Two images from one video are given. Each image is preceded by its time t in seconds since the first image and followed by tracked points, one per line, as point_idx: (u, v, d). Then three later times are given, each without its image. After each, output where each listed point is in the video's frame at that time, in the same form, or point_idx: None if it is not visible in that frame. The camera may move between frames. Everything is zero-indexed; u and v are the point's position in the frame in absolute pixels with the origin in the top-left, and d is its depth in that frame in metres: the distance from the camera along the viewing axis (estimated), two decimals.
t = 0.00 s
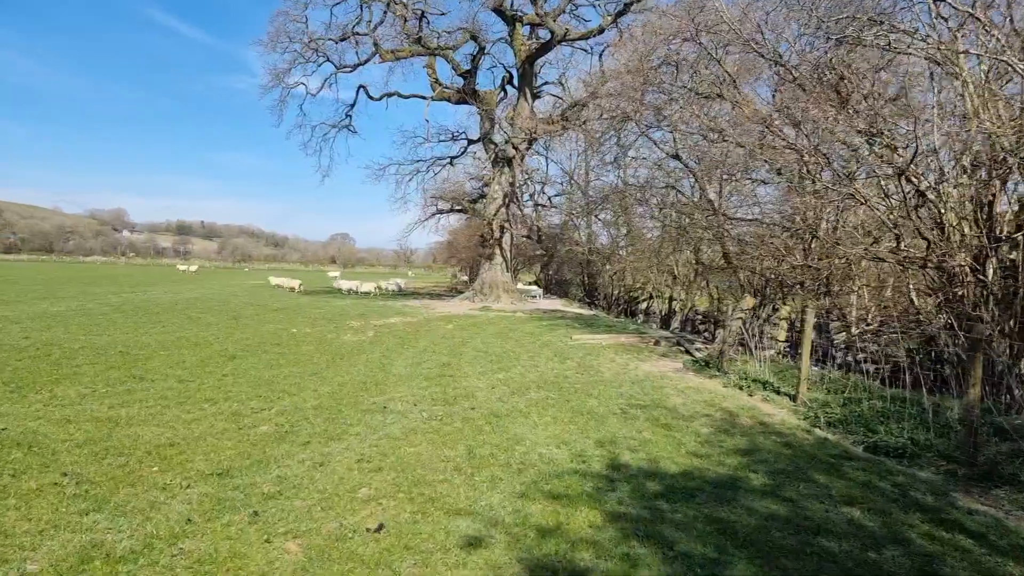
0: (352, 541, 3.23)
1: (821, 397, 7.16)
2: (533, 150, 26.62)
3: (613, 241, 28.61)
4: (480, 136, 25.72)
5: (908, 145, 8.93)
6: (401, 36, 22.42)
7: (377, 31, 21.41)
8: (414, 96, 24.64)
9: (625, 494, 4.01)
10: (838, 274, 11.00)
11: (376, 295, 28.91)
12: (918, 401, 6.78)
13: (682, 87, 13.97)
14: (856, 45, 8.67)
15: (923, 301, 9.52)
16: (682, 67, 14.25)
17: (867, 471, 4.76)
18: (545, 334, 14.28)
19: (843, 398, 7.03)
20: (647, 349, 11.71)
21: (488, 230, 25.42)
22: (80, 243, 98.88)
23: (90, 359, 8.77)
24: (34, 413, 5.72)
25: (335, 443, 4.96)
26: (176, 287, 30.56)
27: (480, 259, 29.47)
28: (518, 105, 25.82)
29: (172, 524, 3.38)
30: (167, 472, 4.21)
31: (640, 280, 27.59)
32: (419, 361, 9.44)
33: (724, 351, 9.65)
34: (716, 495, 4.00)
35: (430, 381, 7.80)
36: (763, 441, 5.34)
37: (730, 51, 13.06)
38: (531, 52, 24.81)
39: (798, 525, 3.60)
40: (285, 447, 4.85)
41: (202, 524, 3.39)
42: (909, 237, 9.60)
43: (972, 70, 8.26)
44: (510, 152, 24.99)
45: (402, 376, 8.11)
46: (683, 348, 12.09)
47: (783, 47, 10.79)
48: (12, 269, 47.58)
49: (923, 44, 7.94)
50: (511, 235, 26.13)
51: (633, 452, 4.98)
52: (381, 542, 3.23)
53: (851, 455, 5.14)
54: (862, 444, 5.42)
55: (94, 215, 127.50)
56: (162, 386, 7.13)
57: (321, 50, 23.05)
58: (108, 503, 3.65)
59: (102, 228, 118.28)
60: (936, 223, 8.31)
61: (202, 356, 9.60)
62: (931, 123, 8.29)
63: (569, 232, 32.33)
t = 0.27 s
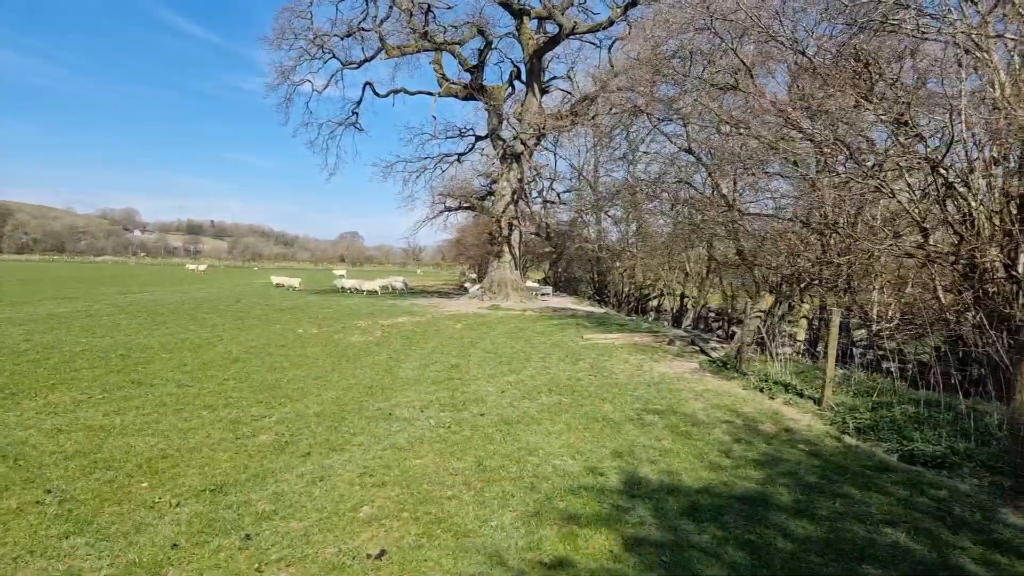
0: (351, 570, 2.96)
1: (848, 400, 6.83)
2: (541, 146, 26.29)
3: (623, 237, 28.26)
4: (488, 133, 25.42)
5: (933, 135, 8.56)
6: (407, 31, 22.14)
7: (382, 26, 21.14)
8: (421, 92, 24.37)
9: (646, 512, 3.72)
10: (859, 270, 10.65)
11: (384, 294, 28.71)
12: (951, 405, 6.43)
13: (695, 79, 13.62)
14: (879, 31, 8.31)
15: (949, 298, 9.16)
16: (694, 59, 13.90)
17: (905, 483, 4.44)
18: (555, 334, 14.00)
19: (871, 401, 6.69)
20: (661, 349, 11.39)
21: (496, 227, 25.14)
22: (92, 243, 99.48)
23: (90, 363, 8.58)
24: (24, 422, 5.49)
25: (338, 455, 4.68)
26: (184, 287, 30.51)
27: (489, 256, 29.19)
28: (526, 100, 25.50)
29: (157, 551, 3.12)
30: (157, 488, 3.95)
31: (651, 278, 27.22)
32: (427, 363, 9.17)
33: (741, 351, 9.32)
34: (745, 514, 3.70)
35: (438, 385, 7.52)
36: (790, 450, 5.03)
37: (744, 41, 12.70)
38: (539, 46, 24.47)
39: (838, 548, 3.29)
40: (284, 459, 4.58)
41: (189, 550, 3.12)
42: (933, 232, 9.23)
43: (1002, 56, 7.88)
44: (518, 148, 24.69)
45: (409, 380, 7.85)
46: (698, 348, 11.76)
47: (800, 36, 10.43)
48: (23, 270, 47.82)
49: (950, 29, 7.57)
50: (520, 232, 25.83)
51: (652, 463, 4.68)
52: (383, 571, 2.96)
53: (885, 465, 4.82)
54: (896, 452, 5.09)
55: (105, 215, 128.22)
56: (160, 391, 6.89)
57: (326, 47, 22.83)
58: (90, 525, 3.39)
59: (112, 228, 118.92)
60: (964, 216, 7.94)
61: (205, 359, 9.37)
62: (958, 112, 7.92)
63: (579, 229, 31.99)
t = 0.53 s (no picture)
0: None
1: (869, 399, 6.51)
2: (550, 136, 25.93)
3: (632, 230, 27.90)
4: (496, 122, 25.05)
5: (959, 123, 8.18)
6: (415, 17, 21.78)
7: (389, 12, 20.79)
8: (428, 80, 24.03)
9: (659, 522, 3.43)
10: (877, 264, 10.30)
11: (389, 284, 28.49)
12: (979, 406, 6.11)
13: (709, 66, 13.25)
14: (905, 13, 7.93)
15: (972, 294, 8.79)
16: (709, 45, 13.51)
17: (936, 491, 4.14)
18: (562, 326, 13.71)
19: (894, 401, 6.37)
20: (671, 344, 11.08)
21: (503, 218, 24.82)
22: (101, 231, 99.87)
23: (84, 351, 8.36)
24: (6, 413, 5.25)
25: (331, 453, 4.41)
26: (190, 275, 30.37)
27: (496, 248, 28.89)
28: (536, 89, 25.12)
29: (124, 561, 2.86)
30: (134, 489, 3.70)
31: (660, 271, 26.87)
32: (430, 356, 8.90)
33: (756, 347, 9.00)
34: (767, 526, 3.41)
35: (440, 379, 7.25)
36: (811, 454, 4.73)
37: (761, 26, 12.30)
38: (549, 34, 24.05)
39: (870, 567, 3.00)
40: (273, 457, 4.32)
41: (160, 561, 2.86)
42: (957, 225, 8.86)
43: None
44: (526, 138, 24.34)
45: (410, 373, 7.58)
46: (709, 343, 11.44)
47: (820, 20, 10.05)
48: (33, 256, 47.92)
49: (982, 10, 7.19)
50: (527, 223, 25.52)
51: (665, 467, 4.39)
52: None
53: (914, 471, 4.52)
54: (925, 457, 4.78)
55: (114, 203, 128.57)
56: (152, 383, 6.65)
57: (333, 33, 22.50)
58: (56, 530, 3.14)
59: (122, 216, 119.25)
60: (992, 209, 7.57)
61: (202, 349, 9.13)
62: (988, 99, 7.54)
63: (587, 221, 31.63)
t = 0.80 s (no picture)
0: None
1: (898, 399, 6.19)
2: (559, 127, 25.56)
3: (642, 221, 27.53)
4: (504, 113, 24.70)
5: (990, 107, 7.79)
6: (421, 7, 21.44)
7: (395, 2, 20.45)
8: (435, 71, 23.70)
9: (683, 542, 3.15)
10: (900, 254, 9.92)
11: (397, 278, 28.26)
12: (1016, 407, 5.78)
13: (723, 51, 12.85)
14: None
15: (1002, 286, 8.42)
16: (723, 30, 13.12)
17: (982, 504, 3.83)
18: (572, 321, 13.41)
19: (925, 401, 6.05)
20: (685, 339, 10.76)
21: (512, 211, 24.50)
22: (113, 227, 100.45)
23: (84, 351, 8.16)
24: None
25: (330, 463, 4.14)
26: (198, 270, 30.30)
27: (505, 241, 28.59)
28: (544, 79, 24.74)
29: None
30: (117, 506, 3.45)
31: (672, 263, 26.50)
32: (437, 354, 8.64)
33: (775, 343, 8.67)
34: (802, 547, 3.12)
35: (447, 379, 6.98)
36: (842, 462, 4.43)
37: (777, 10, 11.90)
38: (557, 22, 23.62)
39: None
40: (268, 468, 4.06)
41: None
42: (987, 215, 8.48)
43: None
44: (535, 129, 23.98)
45: (416, 373, 7.31)
46: (725, 338, 11.11)
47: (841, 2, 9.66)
48: (45, 253, 48.18)
49: None
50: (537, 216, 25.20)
51: (686, 477, 4.10)
52: None
53: (954, 480, 4.21)
54: (965, 464, 4.47)
55: (125, 200, 129.17)
56: (149, 385, 6.41)
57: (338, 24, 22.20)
58: (27, 555, 2.89)
59: (132, 211, 119.79)
60: None
61: (203, 347, 8.91)
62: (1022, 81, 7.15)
63: (597, 213, 31.26)
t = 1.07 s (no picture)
0: None
1: (931, 406, 5.85)
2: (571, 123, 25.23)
3: (655, 219, 27.17)
4: (515, 109, 24.38)
5: None
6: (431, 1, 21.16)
7: None
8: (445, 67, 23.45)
9: (709, 569, 2.85)
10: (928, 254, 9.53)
11: (407, 276, 28.01)
12: None
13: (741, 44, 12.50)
14: None
15: None
16: (741, 21, 12.77)
17: None
18: (584, 321, 13.09)
19: (961, 408, 5.71)
20: (701, 339, 10.41)
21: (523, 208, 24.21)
22: (128, 225, 101.15)
23: (83, 350, 7.95)
24: None
25: (326, 474, 3.87)
26: (208, 268, 30.24)
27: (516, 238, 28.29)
28: (556, 75, 24.42)
29: None
30: (94, 522, 3.19)
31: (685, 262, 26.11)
32: (445, 354, 8.37)
33: (797, 344, 8.33)
34: None
35: (455, 381, 6.69)
36: (877, 476, 4.11)
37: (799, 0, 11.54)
38: (569, 17, 23.25)
39: None
40: (260, 479, 3.79)
41: None
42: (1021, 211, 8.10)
43: None
44: (546, 125, 23.66)
45: (423, 375, 7.03)
46: (742, 339, 10.76)
47: None
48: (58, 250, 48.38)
49: None
50: (548, 213, 24.89)
51: (709, 492, 3.80)
52: None
53: (1001, 496, 3.88)
54: (1011, 478, 4.14)
55: (139, 197, 130.15)
56: (144, 386, 6.17)
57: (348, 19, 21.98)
58: None
59: (145, 209, 120.49)
60: None
61: (205, 346, 8.68)
62: None
63: (609, 210, 30.90)
